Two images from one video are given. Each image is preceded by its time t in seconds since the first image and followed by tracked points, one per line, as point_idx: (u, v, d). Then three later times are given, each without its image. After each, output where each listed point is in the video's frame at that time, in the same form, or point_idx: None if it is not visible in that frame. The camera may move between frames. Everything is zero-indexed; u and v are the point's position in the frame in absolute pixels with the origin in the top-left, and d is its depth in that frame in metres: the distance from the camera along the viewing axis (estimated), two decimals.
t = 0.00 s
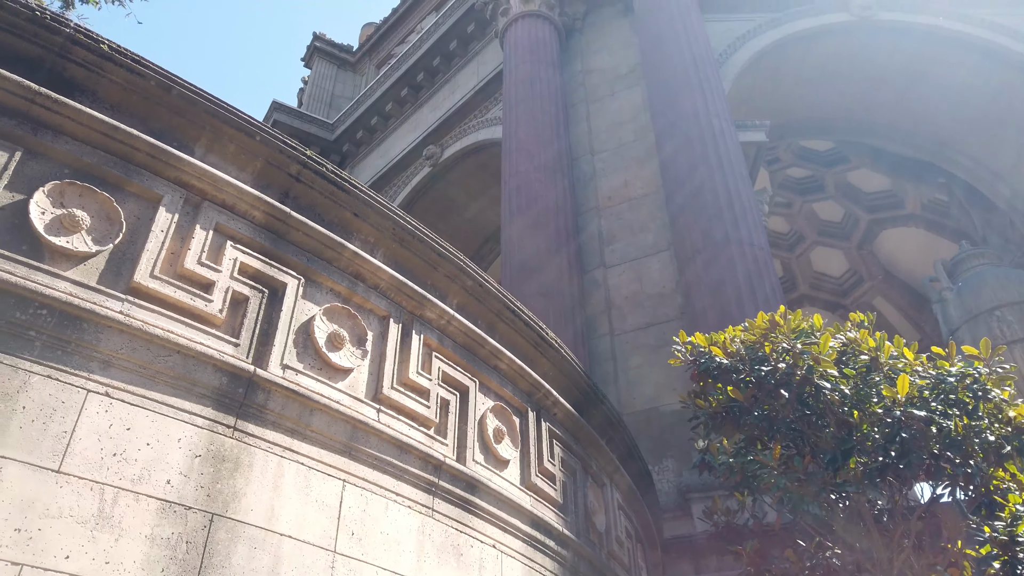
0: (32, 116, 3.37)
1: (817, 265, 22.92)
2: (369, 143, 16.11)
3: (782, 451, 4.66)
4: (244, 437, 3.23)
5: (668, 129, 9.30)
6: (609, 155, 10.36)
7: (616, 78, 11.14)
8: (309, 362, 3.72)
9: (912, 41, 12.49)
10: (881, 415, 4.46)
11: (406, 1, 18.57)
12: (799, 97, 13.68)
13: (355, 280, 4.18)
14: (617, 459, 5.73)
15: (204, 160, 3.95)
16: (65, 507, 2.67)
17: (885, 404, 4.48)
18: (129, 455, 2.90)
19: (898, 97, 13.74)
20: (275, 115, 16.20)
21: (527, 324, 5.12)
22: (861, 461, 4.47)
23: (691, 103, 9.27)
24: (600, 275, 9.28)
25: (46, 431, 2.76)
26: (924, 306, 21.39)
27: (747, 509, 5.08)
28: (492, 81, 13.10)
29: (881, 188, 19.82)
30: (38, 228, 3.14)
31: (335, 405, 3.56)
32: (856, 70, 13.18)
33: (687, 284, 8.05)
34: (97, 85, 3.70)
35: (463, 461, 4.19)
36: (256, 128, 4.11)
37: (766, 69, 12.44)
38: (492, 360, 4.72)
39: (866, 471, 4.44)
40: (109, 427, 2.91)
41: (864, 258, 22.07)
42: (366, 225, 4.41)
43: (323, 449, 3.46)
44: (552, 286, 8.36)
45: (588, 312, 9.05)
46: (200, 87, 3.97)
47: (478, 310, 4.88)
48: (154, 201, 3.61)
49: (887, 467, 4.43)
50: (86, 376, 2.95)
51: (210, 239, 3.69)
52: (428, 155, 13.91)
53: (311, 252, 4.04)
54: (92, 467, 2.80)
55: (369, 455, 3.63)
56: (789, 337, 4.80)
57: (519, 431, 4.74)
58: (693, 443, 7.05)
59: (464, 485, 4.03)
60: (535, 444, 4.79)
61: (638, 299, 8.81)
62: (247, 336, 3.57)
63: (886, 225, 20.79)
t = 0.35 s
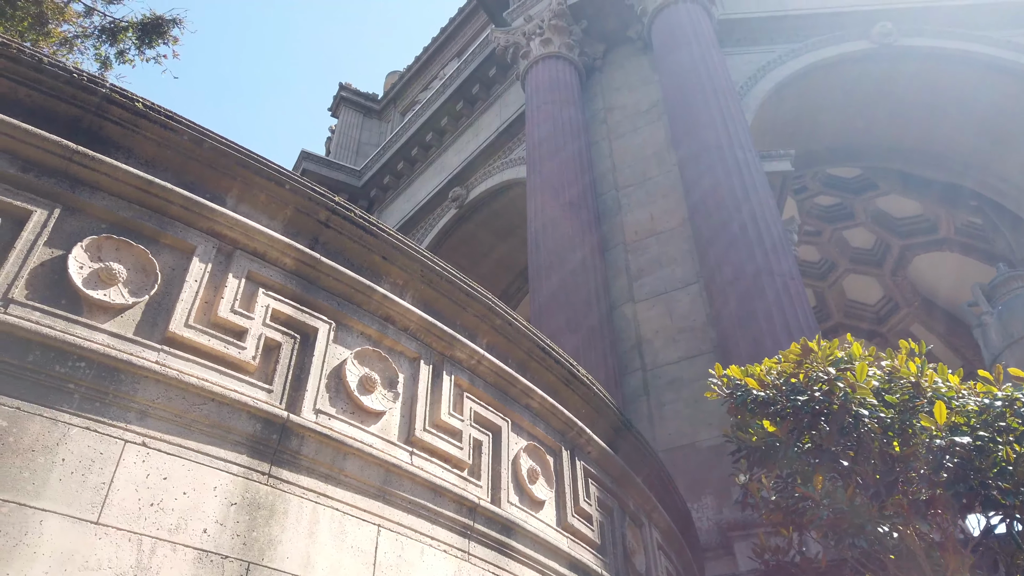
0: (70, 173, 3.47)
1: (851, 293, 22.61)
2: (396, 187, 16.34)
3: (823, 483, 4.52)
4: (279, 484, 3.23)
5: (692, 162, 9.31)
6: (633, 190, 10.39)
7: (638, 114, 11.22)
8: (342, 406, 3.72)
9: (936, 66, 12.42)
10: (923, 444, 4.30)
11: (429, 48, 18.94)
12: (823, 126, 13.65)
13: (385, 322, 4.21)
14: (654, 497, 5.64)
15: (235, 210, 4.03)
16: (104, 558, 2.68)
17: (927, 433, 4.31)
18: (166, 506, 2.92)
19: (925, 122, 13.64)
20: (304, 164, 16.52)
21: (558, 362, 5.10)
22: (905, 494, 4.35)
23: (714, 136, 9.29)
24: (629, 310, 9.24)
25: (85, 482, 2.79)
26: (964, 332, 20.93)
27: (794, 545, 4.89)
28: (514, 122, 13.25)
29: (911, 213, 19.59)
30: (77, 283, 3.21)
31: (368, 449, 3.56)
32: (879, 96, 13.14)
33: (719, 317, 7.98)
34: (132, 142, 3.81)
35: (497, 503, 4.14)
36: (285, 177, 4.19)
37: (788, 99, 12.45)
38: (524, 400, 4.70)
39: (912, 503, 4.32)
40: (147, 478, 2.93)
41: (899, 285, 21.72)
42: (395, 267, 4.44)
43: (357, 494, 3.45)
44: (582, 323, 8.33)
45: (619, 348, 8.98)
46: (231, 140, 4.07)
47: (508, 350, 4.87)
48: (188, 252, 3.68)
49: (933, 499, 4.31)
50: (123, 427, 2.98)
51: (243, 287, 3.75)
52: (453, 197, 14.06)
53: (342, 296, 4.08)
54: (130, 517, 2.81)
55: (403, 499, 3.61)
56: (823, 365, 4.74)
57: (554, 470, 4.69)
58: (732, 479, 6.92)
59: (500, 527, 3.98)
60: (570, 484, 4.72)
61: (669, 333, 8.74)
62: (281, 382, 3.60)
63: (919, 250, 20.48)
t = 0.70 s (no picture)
0: (104, 230, 3.55)
1: (885, 321, 22.25)
2: (421, 232, 16.50)
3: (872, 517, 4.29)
4: (313, 533, 3.22)
5: (716, 196, 9.29)
6: (658, 226, 10.38)
7: (659, 151, 11.27)
8: (373, 452, 3.71)
9: (959, 90, 12.33)
10: (981, 475, 4.06)
11: (450, 94, 19.26)
12: (847, 154, 13.59)
13: (414, 366, 4.21)
14: (692, 537, 5.52)
15: (265, 260, 4.08)
16: None
17: (985, 464, 4.06)
18: (202, 558, 2.91)
19: (952, 146, 13.51)
20: (331, 212, 16.79)
21: (589, 401, 5.05)
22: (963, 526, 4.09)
23: (737, 169, 9.28)
24: (659, 346, 9.17)
25: (122, 536, 2.80)
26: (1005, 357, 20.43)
27: None
28: (537, 163, 13.36)
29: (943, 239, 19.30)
30: (112, 337, 3.26)
31: (401, 496, 3.53)
32: (903, 122, 13.06)
33: (752, 350, 7.87)
34: (164, 198, 3.90)
35: (533, 547, 4.08)
36: (313, 226, 4.25)
37: (811, 129, 12.42)
38: (556, 441, 4.66)
39: (967, 536, 4.06)
40: (182, 530, 2.93)
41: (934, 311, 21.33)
42: (423, 311, 4.46)
43: (391, 542, 3.42)
44: (612, 361, 8.26)
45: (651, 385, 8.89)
46: (259, 192, 4.15)
47: (538, 390, 4.84)
48: (219, 303, 3.73)
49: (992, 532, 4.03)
50: (159, 480, 3.00)
51: (273, 336, 3.78)
52: (479, 239, 14.15)
53: (370, 341, 4.10)
54: (166, 572, 2.81)
55: (437, 545, 3.57)
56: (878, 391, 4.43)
57: (589, 512, 4.62)
58: (772, 516, 6.75)
59: (536, 572, 3.92)
60: (606, 526, 4.65)
61: (701, 368, 8.63)
62: (312, 430, 3.60)
63: (953, 276, 20.14)
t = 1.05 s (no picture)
0: (133, 292, 3.63)
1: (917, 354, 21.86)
2: (443, 279, 16.61)
3: (920, 560, 4.09)
4: None
5: (738, 234, 9.27)
6: (679, 265, 10.37)
7: (678, 191, 11.31)
8: (400, 505, 3.69)
9: (979, 120, 12.28)
10: None
11: (468, 144, 19.54)
12: (868, 186, 13.55)
13: (439, 416, 4.21)
14: None
15: (289, 315, 4.14)
16: None
17: None
18: None
19: (974, 174, 13.42)
20: (354, 263, 16.96)
21: (617, 445, 5.00)
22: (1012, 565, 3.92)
23: (757, 206, 9.27)
24: (686, 387, 9.07)
25: None
26: None
27: None
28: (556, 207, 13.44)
29: (972, 268, 19.04)
30: (140, 397, 3.31)
31: (428, 549, 3.51)
32: (923, 152, 13.02)
33: (782, 389, 7.76)
34: (191, 257, 3.98)
35: None
36: (336, 279, 4.30)
37: (829, 163, 12.42)
38: (584, 488, 4.61)
39: None
40: None
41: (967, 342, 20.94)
42: (446, 360, 4.47)
43: None
44: (639, 403, 8.18)
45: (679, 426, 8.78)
46: (283, 248, 4.22)
47: (565, 436, 4.81)
48: (245, 360, 3.77)
49: None
50: (186, 540, 3.00)
51: (298, 391, 3.81)
52: (501, 285, 14.19)
53: (395, 393, 4.11)
54: None
55: None
56: (915, 428, 4.27)
57: (621, 560, 4.54)
58: (811, 559, 6.57)
59: None
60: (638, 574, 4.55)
61: (730, 408, 8.52)
62: (338, 484, 3.59)
63: (984, 306, 19.81)
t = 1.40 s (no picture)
0: (153, 349, 3.67)
1: (943, 389, 21.51)
2: (460, 325, 16.63)
3: None
4: None
5: (754, 272, 9.25)
6: (696, 305, 10.34)
7: (691, 231, 11.33)
8: (420, 558, 3.66)
9: (991, 152, 12.27)
10: None
11: (481, 190, 19.73)
12: (883, 220, 13.52)
13: (458, 466, 4.18)
14: None
15: (306, 367, 4.16)
16: None
17: None
18: None
19: (990, 205, 13.36)
20: (371, 311, 17.03)
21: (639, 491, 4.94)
22: None
23: (772, 244, 9.26)
24: (708, 428, 8.97)
25: None
26: None
27: None
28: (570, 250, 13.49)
29: (993, 300, 18.81)
30: (159, 455, 3.32)
31: None
32: (936, 185, 13.00)
33: (805, 428, 7.65)
34: (210, 313, 4.03)
35: None
36: (353, 330, 4.33)
37: (843, 199, 12.41)
38: (607, 536, 4.54)
39: None
40: None
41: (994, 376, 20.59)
42: (464, 409, 4.46)
43: None
44: (661, 447, 8.07)
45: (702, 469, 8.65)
46: (300, 301, 4.26)
47: (586, 483, 4.75)
48: (263, 414, 3.78)
49: None
50: None
51: (317, 444, 3.80)
52: (518, 329, 14.17)
53: (413, 444, 4.10)
54: None
55: None
56: (935, 470, 4.10)
57: None
58: None
59: None
60: None
61: (753, 450, 8.40)
62: (357, 538, 3.57)
63: (1009, 338, 19.53)
